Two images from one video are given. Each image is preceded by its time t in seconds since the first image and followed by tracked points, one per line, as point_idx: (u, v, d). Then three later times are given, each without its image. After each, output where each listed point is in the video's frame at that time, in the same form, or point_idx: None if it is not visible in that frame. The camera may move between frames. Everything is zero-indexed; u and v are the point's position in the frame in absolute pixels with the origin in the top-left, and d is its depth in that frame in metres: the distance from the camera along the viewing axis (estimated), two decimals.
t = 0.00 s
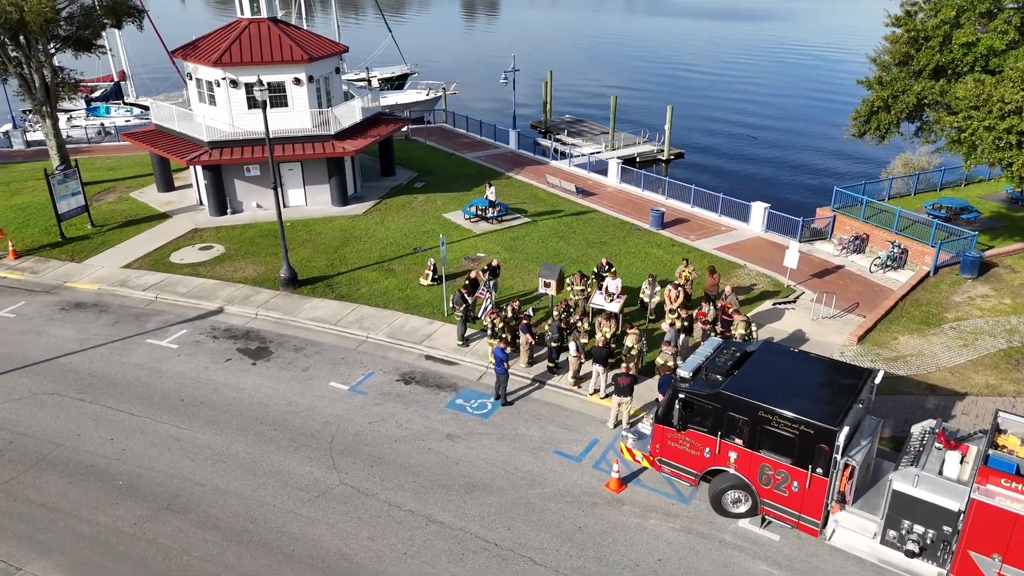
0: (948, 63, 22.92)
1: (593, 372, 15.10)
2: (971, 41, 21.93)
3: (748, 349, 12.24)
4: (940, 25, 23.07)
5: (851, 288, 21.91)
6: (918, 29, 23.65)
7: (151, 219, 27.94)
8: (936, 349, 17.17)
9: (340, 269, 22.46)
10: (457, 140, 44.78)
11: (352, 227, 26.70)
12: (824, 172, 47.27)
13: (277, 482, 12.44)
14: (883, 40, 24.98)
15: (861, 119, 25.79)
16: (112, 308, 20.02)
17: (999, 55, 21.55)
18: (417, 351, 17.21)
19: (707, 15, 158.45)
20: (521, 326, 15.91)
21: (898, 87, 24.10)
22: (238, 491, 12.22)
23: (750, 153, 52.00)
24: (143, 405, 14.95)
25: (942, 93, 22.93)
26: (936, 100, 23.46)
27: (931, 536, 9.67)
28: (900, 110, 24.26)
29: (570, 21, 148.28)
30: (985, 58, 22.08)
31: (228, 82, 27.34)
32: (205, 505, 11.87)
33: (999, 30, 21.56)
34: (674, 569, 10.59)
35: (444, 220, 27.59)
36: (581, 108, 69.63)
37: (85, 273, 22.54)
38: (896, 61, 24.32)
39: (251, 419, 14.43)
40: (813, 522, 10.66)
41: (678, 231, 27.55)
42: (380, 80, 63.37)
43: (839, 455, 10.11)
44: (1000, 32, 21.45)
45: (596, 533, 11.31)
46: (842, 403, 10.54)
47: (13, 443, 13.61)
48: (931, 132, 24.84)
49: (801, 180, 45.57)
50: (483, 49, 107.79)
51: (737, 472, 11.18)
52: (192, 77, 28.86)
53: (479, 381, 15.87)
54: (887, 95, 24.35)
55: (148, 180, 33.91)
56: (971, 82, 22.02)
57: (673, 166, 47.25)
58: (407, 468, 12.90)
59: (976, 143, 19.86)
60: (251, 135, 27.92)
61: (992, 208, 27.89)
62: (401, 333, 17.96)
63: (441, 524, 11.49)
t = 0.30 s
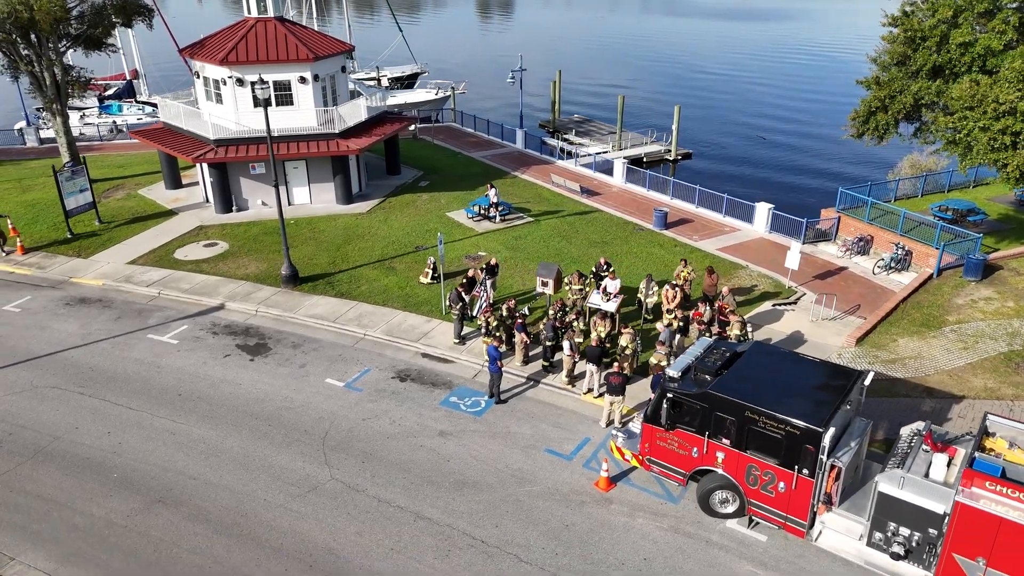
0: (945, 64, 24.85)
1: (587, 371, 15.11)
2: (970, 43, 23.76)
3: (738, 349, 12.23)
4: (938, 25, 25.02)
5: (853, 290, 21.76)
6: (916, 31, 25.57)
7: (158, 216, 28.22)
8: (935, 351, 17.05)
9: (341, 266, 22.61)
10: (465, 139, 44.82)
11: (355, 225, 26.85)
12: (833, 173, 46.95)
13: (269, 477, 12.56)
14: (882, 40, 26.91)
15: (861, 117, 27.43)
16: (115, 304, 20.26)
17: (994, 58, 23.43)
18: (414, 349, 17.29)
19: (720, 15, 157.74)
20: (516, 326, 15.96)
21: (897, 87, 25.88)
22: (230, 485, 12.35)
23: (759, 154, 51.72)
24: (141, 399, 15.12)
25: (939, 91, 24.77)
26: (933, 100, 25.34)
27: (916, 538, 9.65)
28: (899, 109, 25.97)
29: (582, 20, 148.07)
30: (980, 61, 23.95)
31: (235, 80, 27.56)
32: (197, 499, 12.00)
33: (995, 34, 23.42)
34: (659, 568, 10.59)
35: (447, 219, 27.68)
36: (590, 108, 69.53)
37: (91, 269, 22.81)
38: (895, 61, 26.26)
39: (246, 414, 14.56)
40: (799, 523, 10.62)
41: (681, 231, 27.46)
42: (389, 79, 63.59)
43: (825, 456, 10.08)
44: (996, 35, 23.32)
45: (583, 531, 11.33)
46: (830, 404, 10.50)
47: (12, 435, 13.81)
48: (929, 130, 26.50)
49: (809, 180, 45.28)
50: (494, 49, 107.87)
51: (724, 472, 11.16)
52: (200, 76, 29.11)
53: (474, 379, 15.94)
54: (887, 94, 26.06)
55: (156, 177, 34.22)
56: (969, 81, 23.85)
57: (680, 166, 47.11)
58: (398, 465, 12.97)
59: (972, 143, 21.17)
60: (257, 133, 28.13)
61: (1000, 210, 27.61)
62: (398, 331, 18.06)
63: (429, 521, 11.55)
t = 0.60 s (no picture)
0: (943, 65, 24.82)
1: (581, 371, 15.13)
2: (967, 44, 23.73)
3: (729, 350, 12.22)
4: (936, 25, 25.01)
5: (856, 292, 21.60)
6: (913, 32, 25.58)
7: (165, 213, 28.52)
8: (935, 354, 16.91)
9: (343, 264, 22.74)
10: (472, 138, 44.86)
11: (359, 223, 27.00)
12: (843, 174, 46.60)
13: (262, 472, 12.69)
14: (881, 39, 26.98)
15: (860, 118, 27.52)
16: (119, 299, 20.51)
17: (991, 58, 23.32)
18: (411, 347, 17.39)
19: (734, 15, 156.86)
20: (512, 325, 16.02)
21: (895, 87, 25.99)
22: (223, 479, 12.48)
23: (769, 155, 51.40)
24: (140, 394, 15.31)
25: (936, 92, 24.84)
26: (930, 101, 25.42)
27: (902, 541, 9.61)
28: (897, 109, 26.08)
29: (595, 20, 147.74)
30: (977, 61, 23.88)
31: (241, 78, 27.79)
32: (190, 492, 12.15)
33: (993, 34, 23.30)
34: (644, 568, 10.59)
35: (451, 218, 27.76)
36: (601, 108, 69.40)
37: (97, 265, 23.10)
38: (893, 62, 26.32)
39: (242, 409, 14.71)
40: (786, 525, 10.60)
41: (685, 232, 27.37)
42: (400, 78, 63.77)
43: (811, 457, 10.06)
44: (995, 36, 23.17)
45: (570, 529, 11.36)
46: (817, 405, 10.46)
47: (12, 427, 14.04)
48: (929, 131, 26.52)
49: (818, 182, 44.97)
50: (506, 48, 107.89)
51: (712, 472, 11.15)
52: (208, 74, 29.36)
53: (469, 377, 16.00)
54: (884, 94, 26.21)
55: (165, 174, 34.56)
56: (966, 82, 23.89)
57: (688, 167, 46.93)
58: (390, 461, 13.06)
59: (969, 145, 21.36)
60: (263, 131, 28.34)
61: (1008, 213, 27.32)
62: (396, 329, 18.15)
63: (417, 517, 11.63)
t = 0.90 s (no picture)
0: (941, 66, 25.19)
1: (576, 371, 15.15)
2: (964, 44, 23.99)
3: (719, 351, 12.22)
4: (935, 26, 25.40)
5: (859, 295, 21.43)
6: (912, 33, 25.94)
7: (173, 210, 28.83)
8: (935, 358, 16.79)
9: (346, 262, 22.91)
10: (481, 138, 44.89)
11: (364, 222, 27.16)
12: (853, 176, 46.26)
13: (255, 466, 12.82)
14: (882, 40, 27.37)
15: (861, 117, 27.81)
16: (124, 295, 20.76)
17: (990, 59, 23.40)
18: (409, 345, 17.48)
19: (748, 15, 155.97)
20: (508, 324, 16.06)
21: (893, 87, 26.60)
22: (217, 473, 12.63)
23: (779, 156, 51.08)
24: (140, 388, 15.51)
25: (930, 93, 25.42)
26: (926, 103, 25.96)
27: (888, 545, 9.57)
28: (896, 109, 26.63)
29: (609, 20, 147.40)
30: (975, 62, 24.08)
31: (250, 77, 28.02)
32: (184, 486, 12.31)
33: (993, 34, 23.31)
34: (630, 568, 10.60)
35: (455, 217, 27.86)
36: (611, 108, 69.27)
37: (104, 260, 23.40)
38: (891, 63, 26.83)
39: (239, 405, 14.87)
40: (773, 526, 10.56)
41: (689, 233, 27.28)
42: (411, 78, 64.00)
43: (797, 459, 10.02)
44: (996, 36, 23.10)
45: (558, 528, 11.39)
46: (805, 407, 10.43)
47: (14, 419, 14.28)
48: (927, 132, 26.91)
49: (828, 183, 44.65)
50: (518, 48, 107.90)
51: (700, 473, 11.14)
52: (217, 73, 29.62)
53: (465, 376, 16.07)
54: (882, 94, 26.85)
55: (175, 172, 34.91)
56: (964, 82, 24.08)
57: (697, 168, 46.76)
58: (382, 458, 13.15)
59: (964, 146, 21.35)
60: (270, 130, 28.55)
61: (1018, 216, 27.00)
62: (395, 327, 18.26)
63: (407, 514, 11.70)
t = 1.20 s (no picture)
0: (940, 67, 25.04)
1: (571, 371, 15.16)
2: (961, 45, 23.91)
3: (710, 352, 12.21)
4: (934, 27, 25.30)
5: (863, 297, 21.24)
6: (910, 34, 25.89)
7: (181, 208, 29.14)
8: (935, 362, 16.64)
9: (349, 260, 23.07)
10: (490, 138, 44.96)
11: (368, 221, 27.31)
12: (864, 179, 45.90)
13: (249, 462, 12.96)
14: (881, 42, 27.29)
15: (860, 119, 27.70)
16: (130, 291, 21.03)
17: (988, 59, 23.28)
18: (407, 343, 17.58)
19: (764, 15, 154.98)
20: (504, 323, 16.10)
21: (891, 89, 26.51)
22: (211, 468, 12.78)
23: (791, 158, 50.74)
24: (141, 383, 15.72)
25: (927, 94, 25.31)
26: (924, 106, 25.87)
27: (873, 548, 9.54)
28: (894, 112, 26.53)
29: (623, 20, 147.01)
30: (974, 64, 23.90)
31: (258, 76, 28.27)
32: (178, 479, 12.47)
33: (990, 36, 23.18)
34: (616, 568, 10.61)
35: (460, 216, 27.95)
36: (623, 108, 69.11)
37: (112, 257, 23.71)
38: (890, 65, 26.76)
39: (236, 400, 15.03)
40: (760, 529, 10.54)
41: (694, 234, 27.16)
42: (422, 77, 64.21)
43: (783, 461, 10.00)
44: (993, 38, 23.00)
45: (546, 527, 11.43)
46: (792, 409, 10.41)
47: (16, 412, 14.52)
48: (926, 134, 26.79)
49: (839, 186, 44.30)
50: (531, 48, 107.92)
51: (688, 474, 11.14)
52: (226, 72, 29.89)
53: (461, 374, 16.14)
54: (880, 96, 26.78)
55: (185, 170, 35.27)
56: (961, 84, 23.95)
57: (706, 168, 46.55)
58: (375, 455, 13.24)
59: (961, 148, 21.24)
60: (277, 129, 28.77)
61: None
62: (394, 325, 18.37)
63: (396, 510, 11.79)
